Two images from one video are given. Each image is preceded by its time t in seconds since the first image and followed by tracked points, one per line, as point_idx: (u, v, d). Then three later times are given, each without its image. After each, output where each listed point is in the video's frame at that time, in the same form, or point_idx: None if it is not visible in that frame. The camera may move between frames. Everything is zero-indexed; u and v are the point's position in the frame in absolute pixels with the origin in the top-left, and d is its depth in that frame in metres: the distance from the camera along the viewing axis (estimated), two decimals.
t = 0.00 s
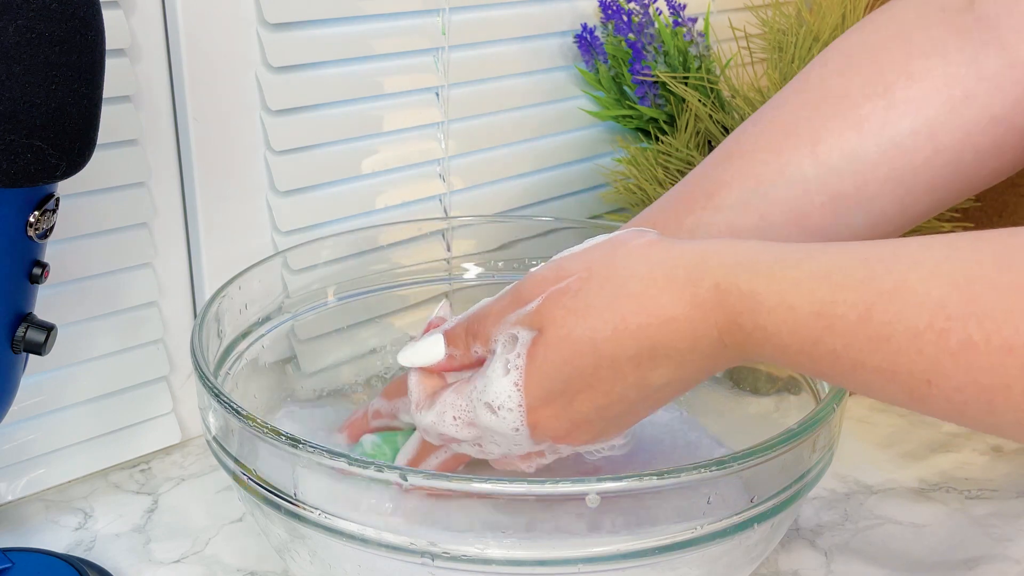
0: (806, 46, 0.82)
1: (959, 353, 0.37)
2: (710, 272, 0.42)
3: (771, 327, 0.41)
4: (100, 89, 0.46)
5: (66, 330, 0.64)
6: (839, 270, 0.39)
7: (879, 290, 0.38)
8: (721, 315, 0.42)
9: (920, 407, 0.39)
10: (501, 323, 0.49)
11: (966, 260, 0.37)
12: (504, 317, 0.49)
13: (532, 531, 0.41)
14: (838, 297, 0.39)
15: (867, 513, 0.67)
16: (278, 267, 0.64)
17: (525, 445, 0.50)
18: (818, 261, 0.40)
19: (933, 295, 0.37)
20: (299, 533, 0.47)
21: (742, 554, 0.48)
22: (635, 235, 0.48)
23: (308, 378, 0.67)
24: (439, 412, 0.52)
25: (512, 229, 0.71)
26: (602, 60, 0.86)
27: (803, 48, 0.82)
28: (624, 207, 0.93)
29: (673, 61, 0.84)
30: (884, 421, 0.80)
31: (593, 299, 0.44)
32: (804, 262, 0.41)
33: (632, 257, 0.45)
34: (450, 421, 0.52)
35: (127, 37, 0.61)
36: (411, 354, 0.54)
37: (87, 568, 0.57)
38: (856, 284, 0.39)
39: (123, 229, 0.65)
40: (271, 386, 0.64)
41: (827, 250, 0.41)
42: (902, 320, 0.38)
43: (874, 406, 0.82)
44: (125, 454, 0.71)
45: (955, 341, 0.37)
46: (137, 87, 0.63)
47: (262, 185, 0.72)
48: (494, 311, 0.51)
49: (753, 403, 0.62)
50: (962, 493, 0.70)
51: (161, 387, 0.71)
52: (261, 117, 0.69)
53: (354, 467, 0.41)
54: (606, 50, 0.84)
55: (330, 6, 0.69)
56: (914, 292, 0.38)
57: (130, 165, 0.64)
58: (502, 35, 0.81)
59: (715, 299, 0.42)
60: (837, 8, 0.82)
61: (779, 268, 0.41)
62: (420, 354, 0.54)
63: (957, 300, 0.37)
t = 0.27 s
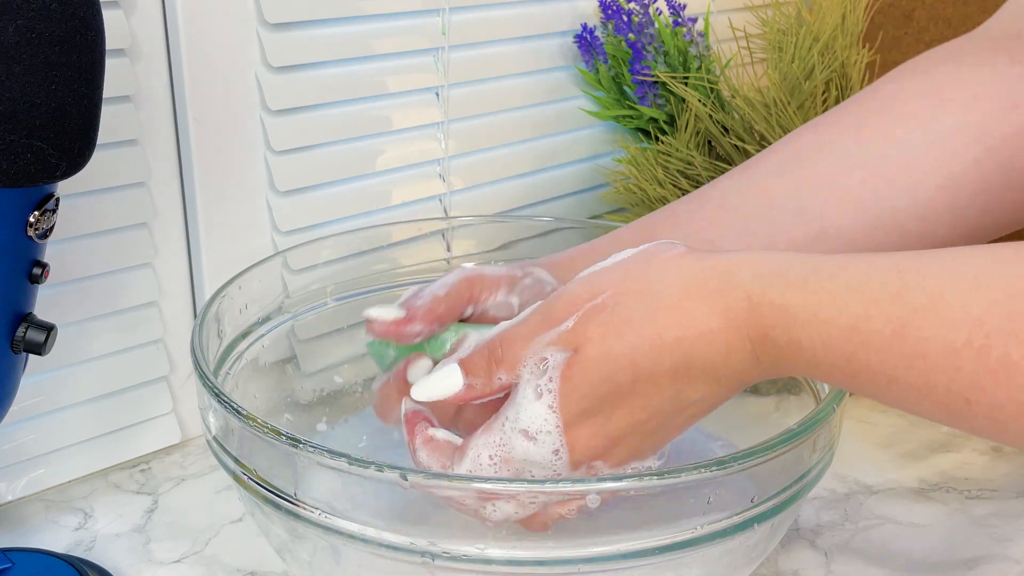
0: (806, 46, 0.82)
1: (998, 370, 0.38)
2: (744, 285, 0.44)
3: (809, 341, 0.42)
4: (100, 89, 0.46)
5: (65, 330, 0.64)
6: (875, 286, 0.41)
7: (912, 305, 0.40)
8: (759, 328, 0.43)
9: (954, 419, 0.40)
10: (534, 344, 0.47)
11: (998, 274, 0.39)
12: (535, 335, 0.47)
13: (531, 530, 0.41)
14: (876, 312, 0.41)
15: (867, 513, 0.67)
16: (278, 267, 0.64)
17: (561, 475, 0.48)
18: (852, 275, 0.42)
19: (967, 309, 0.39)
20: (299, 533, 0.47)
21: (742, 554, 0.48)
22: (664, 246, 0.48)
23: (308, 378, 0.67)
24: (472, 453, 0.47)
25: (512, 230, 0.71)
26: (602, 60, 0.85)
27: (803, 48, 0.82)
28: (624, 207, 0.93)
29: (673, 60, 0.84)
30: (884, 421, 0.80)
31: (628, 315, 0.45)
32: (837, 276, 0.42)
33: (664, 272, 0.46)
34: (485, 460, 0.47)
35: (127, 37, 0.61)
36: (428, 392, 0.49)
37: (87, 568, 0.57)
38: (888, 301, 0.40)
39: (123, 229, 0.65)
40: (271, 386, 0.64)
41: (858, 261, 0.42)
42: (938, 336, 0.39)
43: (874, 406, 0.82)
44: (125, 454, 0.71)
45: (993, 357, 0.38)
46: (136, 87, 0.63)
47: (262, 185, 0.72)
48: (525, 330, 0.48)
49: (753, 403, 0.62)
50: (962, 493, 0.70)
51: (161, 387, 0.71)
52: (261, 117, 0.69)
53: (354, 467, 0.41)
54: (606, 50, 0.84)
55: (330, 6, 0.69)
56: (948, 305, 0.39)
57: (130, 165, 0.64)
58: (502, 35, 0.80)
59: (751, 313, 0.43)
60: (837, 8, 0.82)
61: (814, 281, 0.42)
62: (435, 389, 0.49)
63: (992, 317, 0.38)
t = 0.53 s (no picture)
0: (806, 46, 0.82)
1: (955, 377, 0.41)
2: (742, 301, 0.46)
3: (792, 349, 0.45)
4: (100, 89, 0.46)
5: (65, 330, 0.64)
6: (853, 301, 0.43)
7: (884, 320, 0.42)
8: (748, 336, 0.46)
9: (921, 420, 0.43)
10: (557, 341, 0.47)
11: (959, 287, 0.41)
12: (559, 335, 0.47)
13: (531, 531, 0.41)
14: (850, 325, 0.43)
15: (867, 514, 0.67)
16: (278, 267, 0.64)
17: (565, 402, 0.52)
18: (838, 291, 0.44)
19: (931, 325, 0.41)
20: (299, 533, 0.47)
21: (742, 554, 0.48)
22: (684, 254, 0.49)
23: (307, 378, 0.67)
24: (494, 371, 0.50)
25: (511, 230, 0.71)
26: (602, 60, 0.85)
27: (803, 47, 0.82)
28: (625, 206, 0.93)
29: (673, 60, 0.84)
30: (884, 421, 0.80)
31: (637, 330, 0.46)
32: (824, 291, 0.44)
33: (676, 284, 0.47)
34: (502, 376, 0.50)
35: (127, 37, 0.61)
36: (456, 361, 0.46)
37: (87, 568, 0.57)
38: (866, 316, 0.42)
39: (122, 228, 0.65)
40: (271, 386, 0.64)
41: (844, 276, 0.44)
42: (904, 348, 0.42)
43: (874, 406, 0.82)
44: (125, 455, 0.71)
45: (951, 367, 0.41)
46: (136, 87, 0.63)
47: (262, 185, 0.72)
48: (553, 326, 0.47)
49: (753, 402, 0.62)
50: (962, 493, 0.70)
51: (161, 387, 0.71)
52: (261, 117, 0.69)
53: (354, 467, 0.41)
54: (606, 50, 0.84)
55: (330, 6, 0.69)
56: (914, 321, 0.41)
57: (130, 165, 0.64)
58: (502, 34, 0.80)
59: (743, 325, 0.45)
60: (837, 8, 0.82)
61: (803, 296, 0.44)
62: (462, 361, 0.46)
63: (955, 330, 0.41)
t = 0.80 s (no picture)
0: (806, 46, 0.82)
1: (938, 372, 0.41)
2: (734, 298, 0.47)
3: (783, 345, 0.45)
4: (100, 89, 0.46)
5: (65, 330, 0.64)
6: (840, 298, 0.44)
7: (871, 317, 0.43)
8: (738, 331, 0.46)
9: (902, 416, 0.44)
10: (549, 302, 0.49)
11: (943, 285, 0.42)
12: (555, 296, 0.49)
13: (531, 531, 0.41)
14: (836, 321, 0.44)
15: (867, 513, 0.67)
16: (278, 267, 0.64)
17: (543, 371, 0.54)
18: (826, 288, 0.45)
19: (915, 321, 0.42)
20: (299, 533, 0.47)
21: (742, 554, 0.48)
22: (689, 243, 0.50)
23: (307, 378, 0.67)
24: (477, 322, 0.52)
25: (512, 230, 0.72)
26: (602, 60, 0.85)
27: (803, 48, 0.82)
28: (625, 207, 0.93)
29: (673, 60, 0.83)
30: (884, 421, 0.80)
31: (629, 311, 0.48)
32: (813, 287, 0.45)
33: (677, 275, 0.48)
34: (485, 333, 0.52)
35: (127, 37, 0.61)
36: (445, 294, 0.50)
37: (87, 568, 0.57)
38: (854, 312, 0.43)
39: (123, 228, 0.65)
40: (272, 386, 0.64)
41: (833, 275, 0.45)
42: (890, 345, 0.42)
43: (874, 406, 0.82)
44: (125, 455, 0.71)
45: (932, 363, 0.41)
46: (136, 87, 0.63)
47: (262, 185, 0.72)
48: (549, 286, 0.49)
49: (754, 403, 0.61)
50: (962, 493, 0.70)
51: (161, 387, 0.71)
52: (261, 117, 0.69)
53: (354, 467, 0.41)
54: (606, 50, 0.84)
55: (330, 6, 0.69)
56: (901, 318, 0.42)
57: (130, 165, 0.64)
58: (502, 34, 0.80)
59: (736, 318, 0.46)
60: (837, 8, 0.82)
61: (794, 293, 0.45)
62: (451, 297, 0.50)
63: (937, 324, 0.41)
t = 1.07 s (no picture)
0: (806, 46, 0.82)
1: (919, 349, 0.41)
2: (727, 269, 0.47)
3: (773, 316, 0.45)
4: (100, 89, 0.46)
5: (65, 331, 0.64)
6: (830, 271, 0.44)
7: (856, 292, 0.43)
8: (729, 301, 0.46)
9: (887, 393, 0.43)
10: (546, 265, 0.48)
11: (924, 266, 0.42)
12: (552, 260, 0.48)
13: (531, 531, 0.41)
14: (827, 293, 0.43)
15: (867, 513, 0.67)
16: (278, 267, 0.64)
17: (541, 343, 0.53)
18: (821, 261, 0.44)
19: (898, 297, 0.42)
20: (299, 533, 0.47)
21: (742, 554, 0.48)
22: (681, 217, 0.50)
23: (308, 378, 0.67)
24: (474, 296, 0.52)
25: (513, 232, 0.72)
26: (602, 60, 0.86)
27: (803, 48, 0.82)
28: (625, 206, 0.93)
29: (673, 60, 0.83)
30: (884, 421, 0.80)
31: (622, 277, 0.48)
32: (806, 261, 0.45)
33: (666, 244, 0.48)
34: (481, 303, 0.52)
35: (127, 37, 0.61)
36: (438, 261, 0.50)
37: (87, 568, 0.57)
38: (837, 287, 0.43)
39: (123, 228, 0.65)
40: (272, 386, 0.64)
41: (828, 248, 0.45)
42: (874, 320, 0.42)
43: (874, 406, 0.82)
44: (125, 455, 0.71)
45: (915, 339, 0.41)
46: (136, 87, 0.63)
47: (262, 184, 0.72)
48: (546, 250, 0.49)
49: (754, 403, 0.61)
50: (962, 493, 0.70)
51: (161, 387, 0.71)
52: (261, 117, 0.69)
53: (354, 467, 0.41)
54: (606, 50, 0.84)
55: (330, 6, 0.69)
56: (884, 294, 0.42)
57: (130, 165, 0.64)
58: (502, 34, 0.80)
59: (726, 287, 0.46)
60: (837, 8, 0.82)
61: (786, 265, 0.45)
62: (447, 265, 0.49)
63: (920, 302, 0.41)
